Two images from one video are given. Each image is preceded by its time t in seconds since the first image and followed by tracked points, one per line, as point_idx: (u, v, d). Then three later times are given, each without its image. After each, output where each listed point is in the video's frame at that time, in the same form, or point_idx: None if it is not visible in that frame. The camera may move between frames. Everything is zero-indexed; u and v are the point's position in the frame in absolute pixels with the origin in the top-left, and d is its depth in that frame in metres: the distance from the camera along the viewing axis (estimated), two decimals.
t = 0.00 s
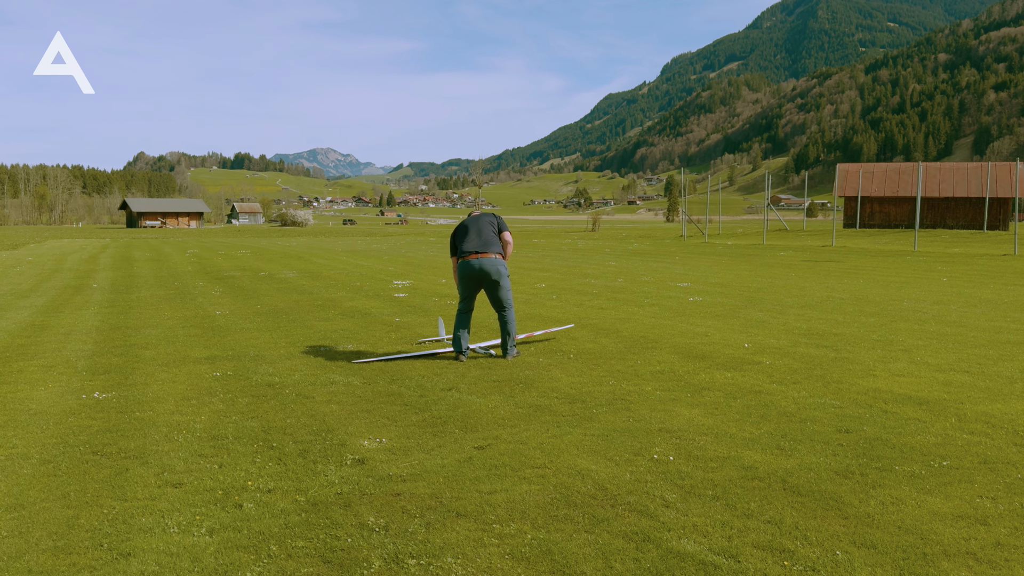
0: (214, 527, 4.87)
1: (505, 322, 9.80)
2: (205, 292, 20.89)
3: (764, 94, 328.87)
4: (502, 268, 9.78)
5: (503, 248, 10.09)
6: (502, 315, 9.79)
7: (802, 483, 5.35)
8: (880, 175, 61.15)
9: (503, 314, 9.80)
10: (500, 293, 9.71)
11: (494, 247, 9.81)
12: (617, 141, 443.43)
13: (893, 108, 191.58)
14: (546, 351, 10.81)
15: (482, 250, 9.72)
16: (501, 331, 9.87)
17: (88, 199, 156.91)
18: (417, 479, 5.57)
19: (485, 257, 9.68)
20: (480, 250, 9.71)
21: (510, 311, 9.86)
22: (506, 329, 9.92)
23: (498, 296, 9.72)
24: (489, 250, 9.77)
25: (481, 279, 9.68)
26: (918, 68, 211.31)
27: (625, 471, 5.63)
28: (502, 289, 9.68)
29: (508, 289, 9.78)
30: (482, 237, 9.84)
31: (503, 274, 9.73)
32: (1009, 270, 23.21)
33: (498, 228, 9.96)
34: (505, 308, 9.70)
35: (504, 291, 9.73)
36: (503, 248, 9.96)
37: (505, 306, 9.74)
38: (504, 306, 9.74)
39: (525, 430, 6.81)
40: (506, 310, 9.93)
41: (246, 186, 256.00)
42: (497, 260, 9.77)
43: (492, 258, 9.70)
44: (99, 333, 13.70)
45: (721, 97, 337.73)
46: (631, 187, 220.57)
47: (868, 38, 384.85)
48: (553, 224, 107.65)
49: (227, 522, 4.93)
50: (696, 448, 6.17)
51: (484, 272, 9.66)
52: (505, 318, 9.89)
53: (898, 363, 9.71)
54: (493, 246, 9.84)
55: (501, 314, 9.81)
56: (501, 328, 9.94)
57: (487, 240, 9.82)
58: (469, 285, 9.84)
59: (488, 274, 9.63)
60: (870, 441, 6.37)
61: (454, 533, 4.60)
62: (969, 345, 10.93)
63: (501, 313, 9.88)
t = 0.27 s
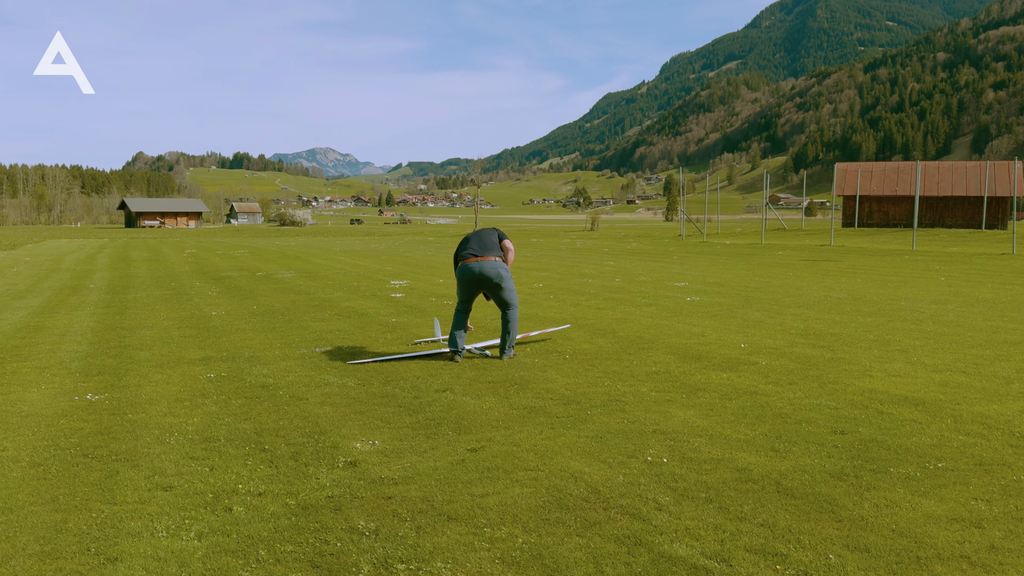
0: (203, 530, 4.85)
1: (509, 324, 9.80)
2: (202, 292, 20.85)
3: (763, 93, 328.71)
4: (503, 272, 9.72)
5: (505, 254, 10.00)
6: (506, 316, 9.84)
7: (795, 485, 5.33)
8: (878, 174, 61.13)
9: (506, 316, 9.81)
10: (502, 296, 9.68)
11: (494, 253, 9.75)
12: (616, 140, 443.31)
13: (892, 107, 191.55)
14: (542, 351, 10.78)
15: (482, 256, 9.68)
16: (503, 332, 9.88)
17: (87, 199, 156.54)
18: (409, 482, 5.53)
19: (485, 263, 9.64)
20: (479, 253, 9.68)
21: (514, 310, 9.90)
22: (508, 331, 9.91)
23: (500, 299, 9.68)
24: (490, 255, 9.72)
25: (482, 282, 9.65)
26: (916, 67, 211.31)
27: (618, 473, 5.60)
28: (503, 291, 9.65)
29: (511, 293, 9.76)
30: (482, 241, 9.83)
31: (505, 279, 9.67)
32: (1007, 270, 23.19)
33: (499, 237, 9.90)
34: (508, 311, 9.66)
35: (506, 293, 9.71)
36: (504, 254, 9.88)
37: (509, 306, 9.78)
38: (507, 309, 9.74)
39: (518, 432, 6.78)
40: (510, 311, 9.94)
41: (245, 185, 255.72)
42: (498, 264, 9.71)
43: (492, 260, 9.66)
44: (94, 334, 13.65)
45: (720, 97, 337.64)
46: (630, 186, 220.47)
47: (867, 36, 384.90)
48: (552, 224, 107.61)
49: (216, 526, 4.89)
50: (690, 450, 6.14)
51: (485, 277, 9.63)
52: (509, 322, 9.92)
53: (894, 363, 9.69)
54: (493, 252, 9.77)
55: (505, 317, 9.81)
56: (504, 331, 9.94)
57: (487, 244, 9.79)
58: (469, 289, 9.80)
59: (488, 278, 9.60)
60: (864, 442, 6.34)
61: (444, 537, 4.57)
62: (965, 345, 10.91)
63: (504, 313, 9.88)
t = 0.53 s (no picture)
0: (196, 534, 4.82)
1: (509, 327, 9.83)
2: (201, 293, 20.83)
3: (763, 92, 328.53)
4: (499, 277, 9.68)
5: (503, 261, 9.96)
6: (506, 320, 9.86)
7: (791, 487, 5.30)
8: (878, 174, 61.06)
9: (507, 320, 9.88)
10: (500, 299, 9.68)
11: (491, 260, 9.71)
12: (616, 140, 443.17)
13: (892, 106, 191.42)
14: (539, 351, 10.76)
15: (478, 262, 9.66)
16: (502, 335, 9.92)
17: (87, 199, 156.53)
18: (402, 484, 5.51)
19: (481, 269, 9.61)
20: (475, 259, 9.67)
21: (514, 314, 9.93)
22: (506, 333, 9.91)
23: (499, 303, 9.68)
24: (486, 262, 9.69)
25: (478, 287, 9.61)
26: (916, 66, 211.17)
27: (613, 475, 5.58)
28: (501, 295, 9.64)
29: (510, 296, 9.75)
30: (478, 247, 9.83)
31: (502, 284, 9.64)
32: (1008, 269, 23.12)
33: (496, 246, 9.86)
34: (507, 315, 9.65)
35: (505, 296, 9.71)
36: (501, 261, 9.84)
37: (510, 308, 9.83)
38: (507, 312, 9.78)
39: (514, 434, 6.75)
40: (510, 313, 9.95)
41: (246, 185, 255.76)
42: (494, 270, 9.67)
43: (487, 265, 9.63)
44: (91, 335, 13.62)
45: (720, 96, 337.50)
46: (630, 186, 220.39)
47: (867, 36, 384.79)
48: (552, 223, 107.52)
49: (209, 529, 4.87)
50: (686, 451, 6.11)
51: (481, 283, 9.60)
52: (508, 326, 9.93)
53: (892, 363, 9.67)
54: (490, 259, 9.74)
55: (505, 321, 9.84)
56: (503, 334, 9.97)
57: (483, 250, 9.78)
58: (466, 294, 9.78)
59: (485, 284, 9.57)
60: (862, 443, 6.32)
61: (437, 539, 4.55)
62: (964, 345, 10.88)
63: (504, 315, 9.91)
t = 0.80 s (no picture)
0: (189, 536, 4.81)
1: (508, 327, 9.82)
2: (200, 293, 20.83)
3: (764, 92, 328.30)
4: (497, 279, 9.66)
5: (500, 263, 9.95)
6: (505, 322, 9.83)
7: (787, 488, 5.28)
8: (879, 173, 60.98)
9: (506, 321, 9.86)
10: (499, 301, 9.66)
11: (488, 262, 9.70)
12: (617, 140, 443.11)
13: (893, 106, 191.23)
14: (537, 352, 10.73)
15: (476, 265, 9.64)
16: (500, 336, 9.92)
17: (89, 199, 156.75)
18: (398, 486, 5.49)
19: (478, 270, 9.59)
20: (473, 262, 9.65)
21: (513, 315, 9.91)
22: (505, 334, 9.91)
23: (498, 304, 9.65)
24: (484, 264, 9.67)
25: (476, 289, 9.59)
26: (917, 66, 210.95)
27: (609, 476, 5.56)
28: (500, 296, 9.61)
29: (509, 297, 9.72)
30: (476, 250, 9.83)
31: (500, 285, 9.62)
32: (1008, 269, 23.06)
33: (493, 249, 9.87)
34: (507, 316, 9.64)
35: (504, 296, 9.69)
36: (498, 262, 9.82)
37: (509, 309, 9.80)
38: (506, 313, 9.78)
39: (510, 435, 6.72)
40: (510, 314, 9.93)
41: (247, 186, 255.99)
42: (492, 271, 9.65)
43: (485, 267, 9.60)
44: (90, 336, 13.61)
45: (721, 96, 337.38)
46: (630, 186, 220.37)
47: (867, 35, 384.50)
48: (553, 224, 107.51)
49: (202, 531, 4.86)
50: (683, 453, 6.09)
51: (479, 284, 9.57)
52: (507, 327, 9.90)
53: (890, 364, 9.65)
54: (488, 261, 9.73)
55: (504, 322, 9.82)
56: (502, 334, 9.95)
57: (481, 253, 9.78)
58: (464, 297, 9.76)
59: (483, 285, 9.54)
60: (858, 444, 6.30)
61: (431, 542, 4.53)
62: (963, 345, 10.85)
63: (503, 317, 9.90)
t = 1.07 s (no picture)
0: (185, 539, 4.80)
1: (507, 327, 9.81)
2: (200, 295, 20.82)
3: (765, 92, 328.16)
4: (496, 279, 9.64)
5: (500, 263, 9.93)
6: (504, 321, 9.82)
7: (785, 490, 5.25)
8: (879, 174, 60.92)
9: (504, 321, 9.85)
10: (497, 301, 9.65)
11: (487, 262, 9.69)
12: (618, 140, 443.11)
13: (894, 106, 191.10)
14: (536, 353, 10.71)
15: (475, 265, 9.63)
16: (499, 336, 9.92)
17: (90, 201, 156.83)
18: (395, 488, 5.48)
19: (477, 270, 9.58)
20: (472, 262, 9.64)
21: (511, 315, 9.89)
22: (503, 334, 9.92)
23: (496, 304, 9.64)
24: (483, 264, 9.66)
25: (475, 290, 9.59)
26: (918, 67, 210.76)
27: (606, 477, 5.55)
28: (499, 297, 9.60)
29: (507, 297, 9.71)
30: (475, 250, 9.81)
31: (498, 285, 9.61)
32: (1008, 269, 23.02)
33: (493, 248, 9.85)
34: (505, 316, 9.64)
35: (503, 298, 9.68)
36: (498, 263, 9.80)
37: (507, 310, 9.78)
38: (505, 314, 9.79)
39: (507, 436, 6.71)
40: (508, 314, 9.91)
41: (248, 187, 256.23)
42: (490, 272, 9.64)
43: (484, 268, 9.59)
44: (89, 338, 13.61)
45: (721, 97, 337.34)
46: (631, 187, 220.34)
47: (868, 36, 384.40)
48: (554, 225, 107.54)
49: (198, 533, 4.86)
50: (680, 454, 6.08)
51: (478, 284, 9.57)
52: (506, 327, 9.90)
53: (890, 364, 9.63)
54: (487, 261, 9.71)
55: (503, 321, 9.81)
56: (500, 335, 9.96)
57: (480, 253, 9.76)
58: (463, 297, 9.76)
59: (481, 285, 9.53)
60: (856, 445, 6.28)
61: (427, 544, 4.52)
62: (963, 345, 10.85)
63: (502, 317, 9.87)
